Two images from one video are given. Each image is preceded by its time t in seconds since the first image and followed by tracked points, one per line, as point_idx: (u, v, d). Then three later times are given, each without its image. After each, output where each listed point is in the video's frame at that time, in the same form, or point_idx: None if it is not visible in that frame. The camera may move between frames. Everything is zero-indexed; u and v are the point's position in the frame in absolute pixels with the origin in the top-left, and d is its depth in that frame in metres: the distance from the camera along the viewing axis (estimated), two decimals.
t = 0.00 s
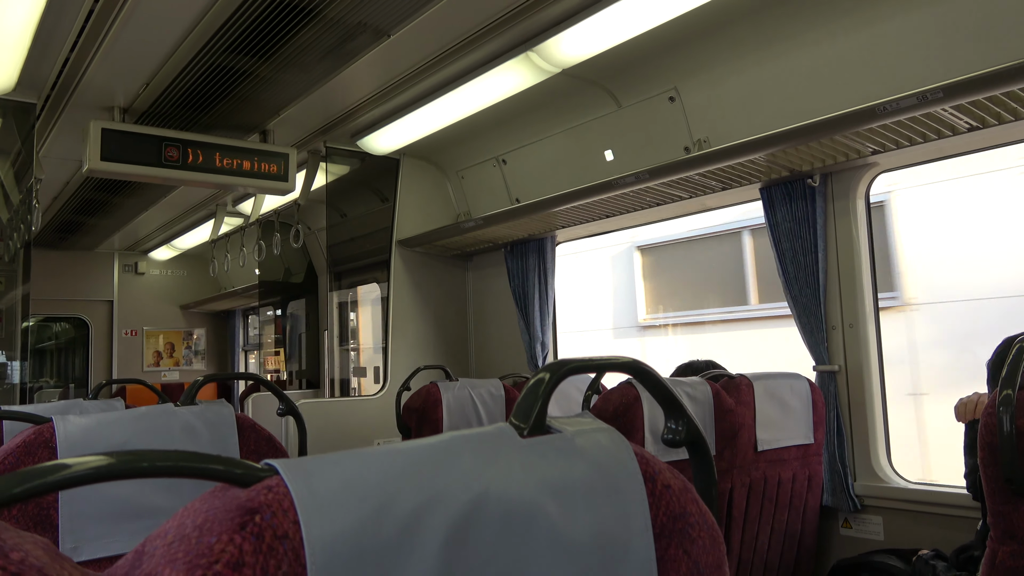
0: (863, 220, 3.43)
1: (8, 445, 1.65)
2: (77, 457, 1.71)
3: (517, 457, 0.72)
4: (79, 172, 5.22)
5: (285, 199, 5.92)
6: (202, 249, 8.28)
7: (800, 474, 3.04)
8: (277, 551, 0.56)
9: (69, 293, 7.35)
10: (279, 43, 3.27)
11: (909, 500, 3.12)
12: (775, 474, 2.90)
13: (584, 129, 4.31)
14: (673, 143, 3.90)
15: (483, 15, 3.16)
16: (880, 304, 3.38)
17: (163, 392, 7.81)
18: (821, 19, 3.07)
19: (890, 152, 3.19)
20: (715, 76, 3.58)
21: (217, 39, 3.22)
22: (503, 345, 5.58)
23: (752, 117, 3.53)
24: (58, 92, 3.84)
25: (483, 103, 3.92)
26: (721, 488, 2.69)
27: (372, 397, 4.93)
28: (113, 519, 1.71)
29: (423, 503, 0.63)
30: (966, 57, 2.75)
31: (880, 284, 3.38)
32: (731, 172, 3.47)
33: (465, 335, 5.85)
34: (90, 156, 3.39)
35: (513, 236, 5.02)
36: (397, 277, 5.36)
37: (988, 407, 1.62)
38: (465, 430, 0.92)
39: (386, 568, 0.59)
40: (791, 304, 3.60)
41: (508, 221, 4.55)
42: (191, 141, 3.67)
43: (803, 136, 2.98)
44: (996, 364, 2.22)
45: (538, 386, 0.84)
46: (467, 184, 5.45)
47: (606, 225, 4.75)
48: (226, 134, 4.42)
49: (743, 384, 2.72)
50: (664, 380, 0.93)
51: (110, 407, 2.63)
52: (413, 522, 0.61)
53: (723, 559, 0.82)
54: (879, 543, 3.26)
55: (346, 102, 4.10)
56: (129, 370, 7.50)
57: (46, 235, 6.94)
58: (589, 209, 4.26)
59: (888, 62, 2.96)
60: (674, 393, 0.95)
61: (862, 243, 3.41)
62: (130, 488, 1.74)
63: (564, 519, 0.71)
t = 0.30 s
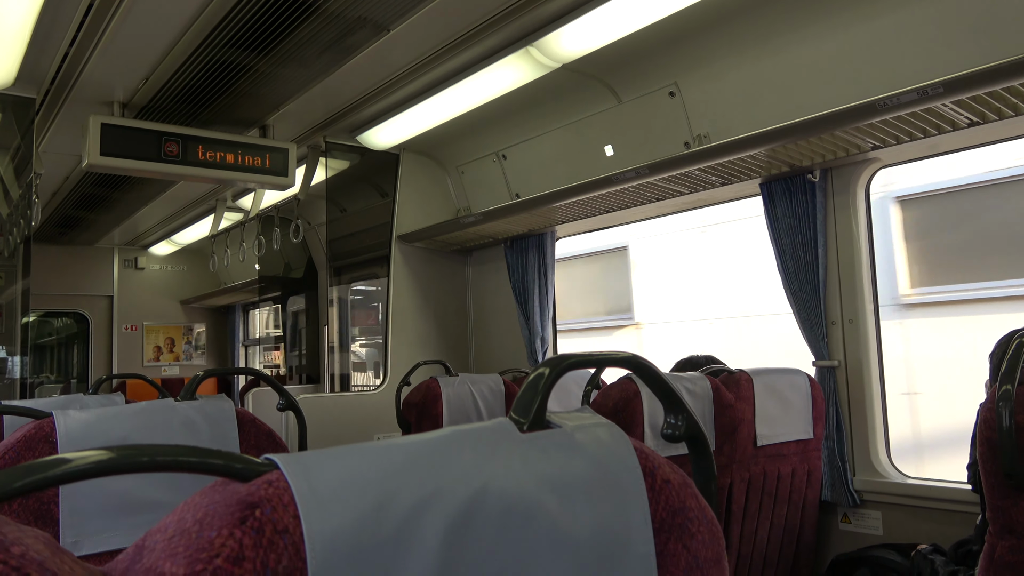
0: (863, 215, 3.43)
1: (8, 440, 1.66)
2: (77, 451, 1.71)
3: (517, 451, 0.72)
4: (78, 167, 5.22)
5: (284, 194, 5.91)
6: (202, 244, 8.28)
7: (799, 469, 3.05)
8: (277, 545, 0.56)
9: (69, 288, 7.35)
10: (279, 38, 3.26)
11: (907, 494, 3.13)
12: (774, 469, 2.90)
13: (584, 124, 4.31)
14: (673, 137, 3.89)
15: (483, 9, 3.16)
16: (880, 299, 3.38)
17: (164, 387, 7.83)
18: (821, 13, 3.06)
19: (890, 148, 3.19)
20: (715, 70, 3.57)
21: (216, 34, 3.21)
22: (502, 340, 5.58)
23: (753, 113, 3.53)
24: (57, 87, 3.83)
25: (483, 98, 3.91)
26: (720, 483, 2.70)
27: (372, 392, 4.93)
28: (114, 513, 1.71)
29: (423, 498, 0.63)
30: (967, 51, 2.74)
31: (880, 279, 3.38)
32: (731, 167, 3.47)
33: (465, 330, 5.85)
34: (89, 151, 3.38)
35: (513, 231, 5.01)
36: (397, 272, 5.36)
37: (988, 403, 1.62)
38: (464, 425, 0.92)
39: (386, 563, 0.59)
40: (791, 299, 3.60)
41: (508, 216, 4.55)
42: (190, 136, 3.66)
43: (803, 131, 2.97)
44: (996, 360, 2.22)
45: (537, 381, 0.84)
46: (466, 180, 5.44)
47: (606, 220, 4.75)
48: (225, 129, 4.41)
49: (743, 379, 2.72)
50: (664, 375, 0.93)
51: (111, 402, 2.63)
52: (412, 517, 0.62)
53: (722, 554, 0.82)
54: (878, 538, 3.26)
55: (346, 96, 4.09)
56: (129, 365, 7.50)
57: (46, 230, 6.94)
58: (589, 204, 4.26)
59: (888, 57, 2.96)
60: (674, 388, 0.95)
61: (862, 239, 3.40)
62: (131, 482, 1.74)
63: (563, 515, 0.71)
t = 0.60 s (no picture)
0: (863, 211, 3.42)
1: (8, 434, 1.66)
2: (76, 446, 1.71)
3: (517, 446, 0.72)
4: (78, 161, 5.21)
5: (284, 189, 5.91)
6: (200, 239, 8.27)
7: (798, 464, 3.06)
8: (279, 539, 0.56)
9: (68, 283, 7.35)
10: (278, 32, 3.25)
11: (906, 490, 3.14)
12: (772, 465, 2.91)
13: (584, 119, 4.30)
14: (673, 133, 3.88)
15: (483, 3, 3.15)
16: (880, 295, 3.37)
17: (163, 381, 7.83)
18: (822, 8, 3.05)
19: (891, 143, 3.18)
20: (715, 66, 3.57)
21: (215, 28, 3.20)
22: (502, 335, 5.58)
23: (753, 108, 3.52)
24: (56, 81, 3.82)
25: (483, 93, 3.90)
26: (719, 479, 2.70)
27: (372, 387, 4.94)
28: (114, 507, 1.71)
29: (423, 493, 0.63)
30: (968, 47, 2.73)
31: (880, 275, 3.37)
32: (731, 162, 3.47)
33: (464, 325, 5.85)
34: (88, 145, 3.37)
35: (512, 226, 5.01)
36: (396, 267, 5.35)
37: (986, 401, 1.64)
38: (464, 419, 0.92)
39: (386, 557, 0.59)
40: (790, 295, 3.60)
41: (508, 211, 4.54)
42: (189, 130, 3.65)
43: (803, 127, 2.97)
44: (994, 357, 2.23)
45: (537, 376, 0.84)
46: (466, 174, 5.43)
47: (606, 216, 4.74)
48: (225, 123, 4.40)
49: (742, 374, 2.72)
50: (664, 370, 0.93)
51: (110, 396, 2.63)
52: (413, 512, 0.62)
53: (721, 548, 0.83)
54: (877, 534, 3.27)
55: (345, 91, 4.08)
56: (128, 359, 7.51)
57: (45, 224, 6.93)
58: (589, 200, 4.26)
59: (889, 52, 2.95)
60: (674, 384, 0.96)
61: (861, 234, 3.40)
62: (131, 476, 1.74)
63: (563, 510, 0.71)
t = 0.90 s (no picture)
0: (863, 211, 3.42)
1: (8, 432, 1.66)
2: (76, 443, 1.71)
3: (518, 445, 0.72)
4: (77, 159, 5.21)
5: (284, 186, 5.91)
6: (200, 236, 8.27)
7: (797, 464, 3.06)
8: (281, 538, 0.56)
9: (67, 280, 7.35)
10: (279, 30, 3.25)
11: (905, 490, 3.14)
12: (771, 464, 2.91)
13: (584, 118, 4.30)
14: (673, 132, 3.89)
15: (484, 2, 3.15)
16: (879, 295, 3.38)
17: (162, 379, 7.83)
18: (821, 8, 3.05)
19: (891, 143, 3.18)
20: (714, 65, 3.57)
21: (215, 25, 3.20)
22: (501, 333, 5.58)
23: (753, 108, 3.52)
24: (56, 78, 3.82)
25: (483, 91, 3.90)
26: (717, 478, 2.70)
27: (371, 385, 4.94)
28: (114, 504, 1.72)
29: (425, 491, 0.63)
30: (968, 47, 2.73)
31: (879, 275, 3.37)
32: (731, 162, 3.47)
33: (463, 324, 5.85)
34: (87, 142, 3.37)
35: (512, 225, 5.01)
36: (395, 265, 5.34)
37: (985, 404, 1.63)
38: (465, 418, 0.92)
39: (388, 556, 0.59)
40: (790, 295, 3.60)
41: (508, 210, 4.54)
42: (189, 128, 3.65)
43: (803, 127, 2.97)
44: (993, 360, 2.23)
45: (539, 376, 0.84)
46: (466, 173, 5.43)
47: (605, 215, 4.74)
48: (225, 121, 4.40)
49: (741, 374, 2.72)
50: (665, 370, 0.93)
51: (110, 394, 2.63)
52: (414, 511, 0.62)
53: (721, 548, 0.83)
54: (875, 533, 3.28)
55: (346, 88, 4.08)
56: (128, 357, 7.50)
57: (44, 222, 6.93)
58: (589, 199, 4.26)
59: (889, 52, 2.95)
60: (674, 383, 0.95)
61: (861, 234, 3.40)
62: (131, 474, 1.74)
63: (564, 509, 0.71)
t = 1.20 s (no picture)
0: (863, 214, 3.42)
1: (8, 434, 1.66)
2: (76, 446, 1.71)
3: (519, 449, 0.72)
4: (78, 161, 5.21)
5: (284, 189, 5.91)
6: (200, 239, 8.28)
7: (797, 467, 3.06)
8: (281, 541, 0.56)
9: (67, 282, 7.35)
10: (279, 32, 3.25)
11: (906, 494, 3.13)
12: (771, 467, 2.91)
13: (585, 121, 4.30)
14: (673, 135, 3.89)
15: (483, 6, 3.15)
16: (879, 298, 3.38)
17: (161, 381, 7.84)
18: (821, 12, 3.06)
19: (891, 147, 3.18)
20: (714, 69, 3.57)
21: (216, 28, 3.20)
22: (501, 336, 5.58)
23: (753, 111, 3.53)
24: (56, 80, 3.82)
25: (484, 94, 3.91)
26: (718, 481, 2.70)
27: (371, 388, 4.94)
28: (114, 507, 1.71)
29: (425, 495, 0.63)
30: (968, 50, 2.74)
31: (879, 278, 3.37)
32: (731, 165, 3.47)
33: (463, 326, 5.84)
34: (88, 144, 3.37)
35: (512, 227, 5.01)
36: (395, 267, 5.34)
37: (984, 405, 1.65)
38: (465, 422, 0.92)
39: (389, 559, 0.59)
40: (790, 298, 3.60)
41: (508, 212, 4.55)
42: (189, 130, 3.65)
43: (802, 131, 2.98)
44: (991, 363, 2.24)
45: (539, 379, 0.84)
46: (466, 175, 5.44)
47: (606, 218, 4.74)
48: (225, 123, 4.40)
49: (741, 377, 2.74)
50: (665, 373, 0.93)
51: (110, 396, 2.63)
52: (416, 514, 0.62)
53: (722, 551, 0.83)
54: (876, 537, 3.27)
55: (346, 91, 4.08)
56: (127, 359, 7.50)
57: (45, 224, 6.93)
58: (588, 202, 4.26)
59: (889, 55, 2.96)
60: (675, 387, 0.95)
61: (861, 237, 3.40)
62: (131, 477, 1.74)
63: (565, 512, 0.71)
